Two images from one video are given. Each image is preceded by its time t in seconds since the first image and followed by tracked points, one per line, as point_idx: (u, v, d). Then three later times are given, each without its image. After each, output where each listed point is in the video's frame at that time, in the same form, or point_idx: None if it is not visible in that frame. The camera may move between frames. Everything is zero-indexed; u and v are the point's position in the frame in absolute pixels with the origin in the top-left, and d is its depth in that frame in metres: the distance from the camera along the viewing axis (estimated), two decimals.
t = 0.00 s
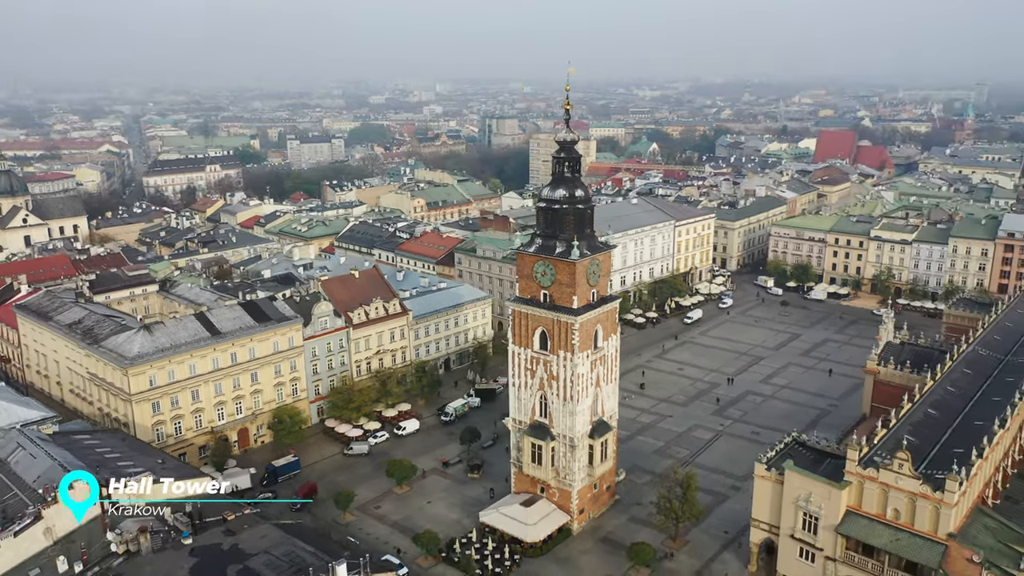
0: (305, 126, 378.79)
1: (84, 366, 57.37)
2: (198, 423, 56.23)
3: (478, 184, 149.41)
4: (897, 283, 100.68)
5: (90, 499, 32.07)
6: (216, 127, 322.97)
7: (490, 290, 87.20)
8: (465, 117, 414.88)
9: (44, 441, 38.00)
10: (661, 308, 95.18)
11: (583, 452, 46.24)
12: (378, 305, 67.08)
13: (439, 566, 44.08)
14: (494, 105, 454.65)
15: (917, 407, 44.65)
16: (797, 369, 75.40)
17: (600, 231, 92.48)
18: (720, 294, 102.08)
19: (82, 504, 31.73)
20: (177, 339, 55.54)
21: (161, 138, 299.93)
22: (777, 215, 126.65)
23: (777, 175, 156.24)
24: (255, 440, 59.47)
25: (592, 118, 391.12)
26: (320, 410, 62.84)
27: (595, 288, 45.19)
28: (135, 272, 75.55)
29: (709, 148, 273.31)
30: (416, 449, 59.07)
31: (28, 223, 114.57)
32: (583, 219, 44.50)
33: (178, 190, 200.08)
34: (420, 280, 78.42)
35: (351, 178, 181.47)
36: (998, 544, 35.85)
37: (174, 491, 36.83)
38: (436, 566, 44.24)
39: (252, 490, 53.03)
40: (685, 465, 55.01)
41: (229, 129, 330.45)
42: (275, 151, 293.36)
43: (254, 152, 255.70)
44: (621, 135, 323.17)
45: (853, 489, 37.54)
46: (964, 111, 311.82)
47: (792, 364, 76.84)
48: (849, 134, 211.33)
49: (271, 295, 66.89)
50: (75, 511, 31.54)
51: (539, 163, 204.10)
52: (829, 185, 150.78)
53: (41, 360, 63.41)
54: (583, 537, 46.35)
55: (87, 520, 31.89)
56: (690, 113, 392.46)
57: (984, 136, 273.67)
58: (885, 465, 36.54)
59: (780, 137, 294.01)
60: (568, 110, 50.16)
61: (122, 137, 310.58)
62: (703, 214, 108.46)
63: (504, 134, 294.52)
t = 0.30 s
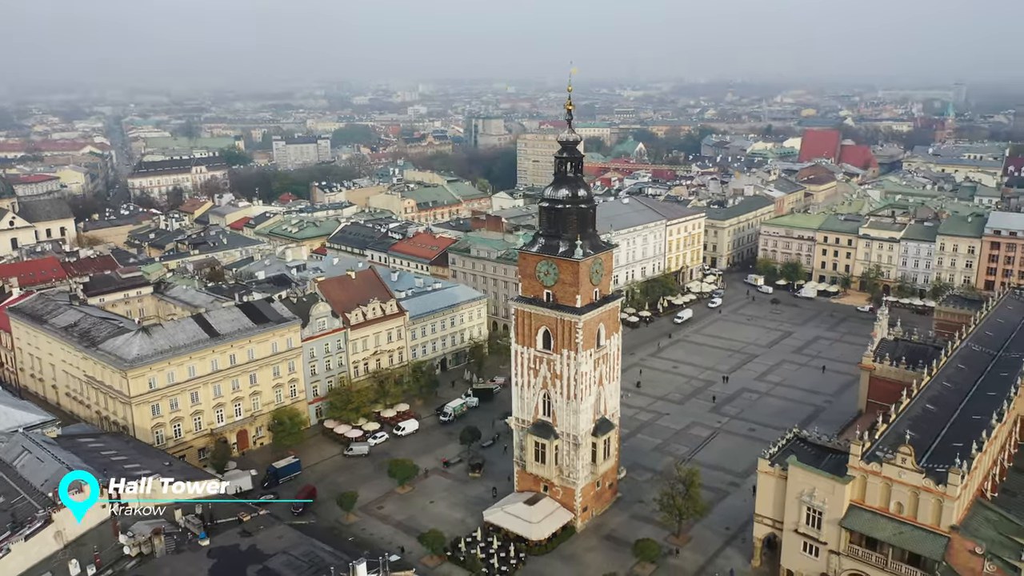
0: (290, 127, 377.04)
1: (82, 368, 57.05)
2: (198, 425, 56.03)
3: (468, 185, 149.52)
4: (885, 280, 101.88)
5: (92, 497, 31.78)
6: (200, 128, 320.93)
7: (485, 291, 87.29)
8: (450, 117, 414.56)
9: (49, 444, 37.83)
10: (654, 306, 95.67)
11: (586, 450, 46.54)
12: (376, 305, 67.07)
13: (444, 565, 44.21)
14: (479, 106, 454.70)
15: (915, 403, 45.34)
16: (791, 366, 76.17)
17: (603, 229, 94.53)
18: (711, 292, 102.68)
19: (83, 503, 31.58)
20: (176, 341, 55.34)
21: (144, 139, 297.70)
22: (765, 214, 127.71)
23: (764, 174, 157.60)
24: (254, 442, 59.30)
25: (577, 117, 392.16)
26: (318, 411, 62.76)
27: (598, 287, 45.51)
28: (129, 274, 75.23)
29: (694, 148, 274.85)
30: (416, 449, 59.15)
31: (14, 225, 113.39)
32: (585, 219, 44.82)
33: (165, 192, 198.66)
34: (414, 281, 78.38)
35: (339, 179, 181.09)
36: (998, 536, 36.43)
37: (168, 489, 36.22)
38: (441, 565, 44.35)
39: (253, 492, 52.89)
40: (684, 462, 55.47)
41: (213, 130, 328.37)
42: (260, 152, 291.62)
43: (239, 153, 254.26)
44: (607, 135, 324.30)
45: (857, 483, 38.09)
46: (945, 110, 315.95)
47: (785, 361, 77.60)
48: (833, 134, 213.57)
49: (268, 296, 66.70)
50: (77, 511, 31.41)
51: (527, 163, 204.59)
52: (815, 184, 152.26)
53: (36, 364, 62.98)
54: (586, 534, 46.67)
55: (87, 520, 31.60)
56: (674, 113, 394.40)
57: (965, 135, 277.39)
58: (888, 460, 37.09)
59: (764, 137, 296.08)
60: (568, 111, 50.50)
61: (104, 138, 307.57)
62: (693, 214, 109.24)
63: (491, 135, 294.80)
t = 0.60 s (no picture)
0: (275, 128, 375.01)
1: (79, 371, 56.71)
2: (197, 427, 55.84)
3: (457, 185, 149.56)
4: (874, 278, 103.02)
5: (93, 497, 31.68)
6: (184, 129, 318.67)
7: (480, 291, 87.42)
8: (435, 117, 413.97)
9: (55, 449, 37.63)
10: (647, 305, 96.11)
11: (589, 448, 46.83)
12: (373, 306, 67.08)
13: (450, 564, 44.36)
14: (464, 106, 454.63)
15: (913, 398, 45.97)
16: (784, 363, 76.92)
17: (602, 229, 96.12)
18: (703, 292, 103.12)
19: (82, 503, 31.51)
20: (175, 343, 55.13)
21: (126, 140, 295.15)
22: (754, 213, 128.72)
23: (751, 173, 158.75)
24: (253, 444, 59.20)
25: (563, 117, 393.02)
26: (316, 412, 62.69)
27: (600, 286, 45.82)
28: (123, 277, 74.86)
29: (680, 147, 276.30)
30: (416, 449, 59.24)
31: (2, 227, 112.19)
32: (588, 218, 45.15)
33: (151, 193, 197.22)
34: (410, 281, 78.39)
35: (326, 180, 180.63)
36: (999, 528, 37.07)
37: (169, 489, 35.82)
38: (447, 565, 44.48)
39: (254, 494, 52.78)
40: (683, 460, 55.92)
41: (197, 131, 326.15)
42: (245, 153, 289.97)
43: (225, 154, 252.80)
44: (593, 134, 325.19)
45: (860, 477, 38.65)
46: (925, 109, 319.60)
47: (778, 358, 78.34)
48: (817, 133, 215.55)
49: (265, 297, 66.51)
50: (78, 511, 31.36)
51: (514, 163, 204.96)
52: (802, 183, 153.59)
53: (31, 366, 62.57)
54: (590, 532, 46.97)
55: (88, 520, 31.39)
56: (659, 113, 396.10)
57: (946, 134, 280.80)
58: (891, 454, 37.65)
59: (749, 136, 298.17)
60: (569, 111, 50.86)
61: (86, 139, 304.44)
62: (684, 213, 110.00)
63: (477, 135, 294.85)
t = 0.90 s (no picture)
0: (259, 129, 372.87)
1: (76, 374, 56.32)
2: (196, 429, 55.63)
3: (447, 185, 149.54)
4: (863, 275, 104.18)
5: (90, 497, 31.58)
6: (167, 129, 315.89)
7: (474, 290, 87.53)
8: (420, 117, 413.22)
9: (61, 452, 37.30)
10: (639, 304, 96.64)
11: (592, 446, 47.10)
12: (370, 306, 67.02)
13: (455, 563, 44.50)
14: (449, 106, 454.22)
15: (910, 393, 46.60)
16: (777, 360, 77.65)
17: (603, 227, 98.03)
18: (694, 290, 103.61)
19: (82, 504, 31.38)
20: (173, 344, 54.88)
21: (109, 141, 292.35)
22: (743, 212, 129.71)
23: (738, 172, 159.80)
24: (252, 446, 59.09)
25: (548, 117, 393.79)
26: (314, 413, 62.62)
27: (602, 285, 46.12)
28: (116, 279, 74.46)
29: (666, 147, 277.58)
30: (416, 449, 59.31)
31: None
32: (590, 217, 45.46)
33: (136, 195, 195.67)
34: (404, 281, 78.36)
35: (314, 180, 179.93)
36: (998, 520, 37.72)
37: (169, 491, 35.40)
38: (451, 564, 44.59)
39: (255, 496, 52.62)
40: (682, 457, 56.35)
41: (180, 132, 323.65)
42: (230, 153, 288.02)
43: (210, 155, 250.98)
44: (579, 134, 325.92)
45: (861, 472, 39.20)
46: (906, 109, 323.08)
47: (771, 356, 79.07)
48: (801, 132, 217.39)
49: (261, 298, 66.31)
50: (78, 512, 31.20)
51: (502, 163, 205.18)
52: (789, 182, 154.89)
53: (25, 370, 62.06)
54: (593, 529, 47.26)
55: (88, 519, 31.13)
56: (643, 112, 397.70)
57: (927, 133, 284.06)
58: (892, 448, 38.21)
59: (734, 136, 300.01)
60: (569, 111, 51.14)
61: (67, 140, 301.20)
62: (674, 212, 110.74)
63: (463, 136, 294.79)
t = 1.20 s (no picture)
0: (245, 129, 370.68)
1: (73, 377, 55.93)
2: (195, 431, 55.40)
3: (437, 185, 149.47)
4: (853, 273, 105.16)
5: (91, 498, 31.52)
6: (152, 130, 313.46)
7: (469, 290, 87.63)
8: (407, 118, 412.40)
9: (64, 455, 37.10)
10: (633, 303, 97.20)
11: (594, 444, 47.37)
12: (367, 307, 67.02)
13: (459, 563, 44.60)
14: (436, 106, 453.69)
15: (907, 389, 47.20)
16: (771, 358, 78.30)
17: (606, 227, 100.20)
18: (685, 289, 104.25)
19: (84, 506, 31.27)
20: (172, 346, 54.65)
21: (93, 143, 289.65)
22: (732, 211, 130.58)
23: (727, 172, 160.68)
24: (251, 447, 58.97)
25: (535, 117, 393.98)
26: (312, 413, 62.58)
27: (603, 284, 46.37)
28: (110, 281, 74.08)
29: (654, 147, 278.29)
30: (416, 449, 59.37)
31: None
32: (591, 217, 45.73)
33: (123, 196, 194.09)
34: (400, 281, 78.34)
35: (303, 181, 179.21)
36: (998, 513, 38.28)
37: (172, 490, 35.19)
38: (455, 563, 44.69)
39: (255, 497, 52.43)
40: (681, 454, 56.72)
41: (164, 133, 321.15)
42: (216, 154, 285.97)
43: (196, 156, 249.18)
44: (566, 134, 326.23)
45: (863, 467, 39.68)
46: (891, 108, 325.78)
47: (764, 353, 79.75)
48: (788, 132, 218.81)
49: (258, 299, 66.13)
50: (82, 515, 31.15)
51: (491, 164, 205.07)
52: (777, 181, 155.85)
53: (20, 373, 61.55)
54: (595, 527, 47.52)
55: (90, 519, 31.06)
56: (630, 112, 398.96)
57: (911, 132, 286.75)
58: (893, 444, 38.73)
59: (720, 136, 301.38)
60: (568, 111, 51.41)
61: (50, 141, 298.15)
62: (666, 212, 111.32)
63: (451, 136, 294.46)
